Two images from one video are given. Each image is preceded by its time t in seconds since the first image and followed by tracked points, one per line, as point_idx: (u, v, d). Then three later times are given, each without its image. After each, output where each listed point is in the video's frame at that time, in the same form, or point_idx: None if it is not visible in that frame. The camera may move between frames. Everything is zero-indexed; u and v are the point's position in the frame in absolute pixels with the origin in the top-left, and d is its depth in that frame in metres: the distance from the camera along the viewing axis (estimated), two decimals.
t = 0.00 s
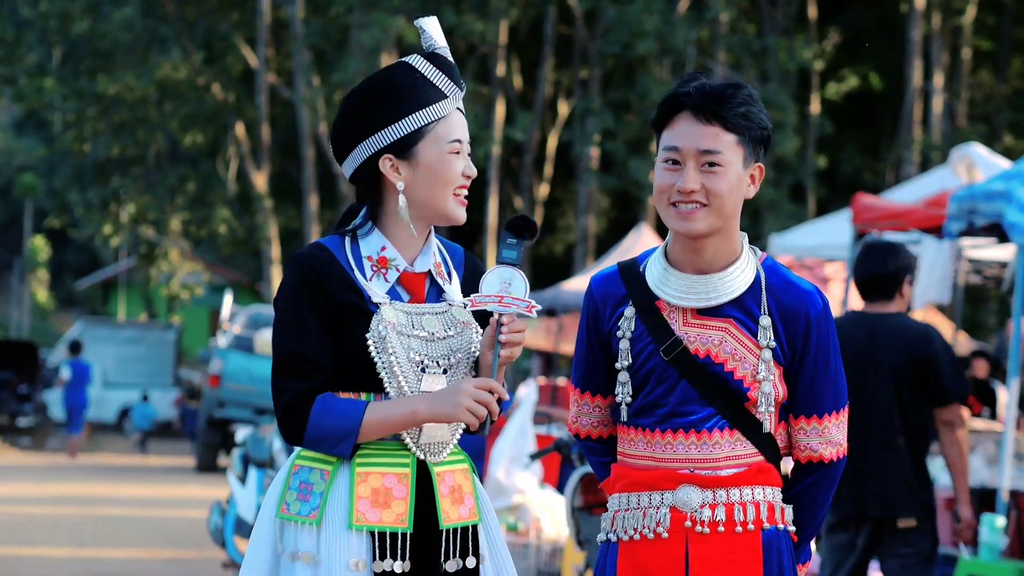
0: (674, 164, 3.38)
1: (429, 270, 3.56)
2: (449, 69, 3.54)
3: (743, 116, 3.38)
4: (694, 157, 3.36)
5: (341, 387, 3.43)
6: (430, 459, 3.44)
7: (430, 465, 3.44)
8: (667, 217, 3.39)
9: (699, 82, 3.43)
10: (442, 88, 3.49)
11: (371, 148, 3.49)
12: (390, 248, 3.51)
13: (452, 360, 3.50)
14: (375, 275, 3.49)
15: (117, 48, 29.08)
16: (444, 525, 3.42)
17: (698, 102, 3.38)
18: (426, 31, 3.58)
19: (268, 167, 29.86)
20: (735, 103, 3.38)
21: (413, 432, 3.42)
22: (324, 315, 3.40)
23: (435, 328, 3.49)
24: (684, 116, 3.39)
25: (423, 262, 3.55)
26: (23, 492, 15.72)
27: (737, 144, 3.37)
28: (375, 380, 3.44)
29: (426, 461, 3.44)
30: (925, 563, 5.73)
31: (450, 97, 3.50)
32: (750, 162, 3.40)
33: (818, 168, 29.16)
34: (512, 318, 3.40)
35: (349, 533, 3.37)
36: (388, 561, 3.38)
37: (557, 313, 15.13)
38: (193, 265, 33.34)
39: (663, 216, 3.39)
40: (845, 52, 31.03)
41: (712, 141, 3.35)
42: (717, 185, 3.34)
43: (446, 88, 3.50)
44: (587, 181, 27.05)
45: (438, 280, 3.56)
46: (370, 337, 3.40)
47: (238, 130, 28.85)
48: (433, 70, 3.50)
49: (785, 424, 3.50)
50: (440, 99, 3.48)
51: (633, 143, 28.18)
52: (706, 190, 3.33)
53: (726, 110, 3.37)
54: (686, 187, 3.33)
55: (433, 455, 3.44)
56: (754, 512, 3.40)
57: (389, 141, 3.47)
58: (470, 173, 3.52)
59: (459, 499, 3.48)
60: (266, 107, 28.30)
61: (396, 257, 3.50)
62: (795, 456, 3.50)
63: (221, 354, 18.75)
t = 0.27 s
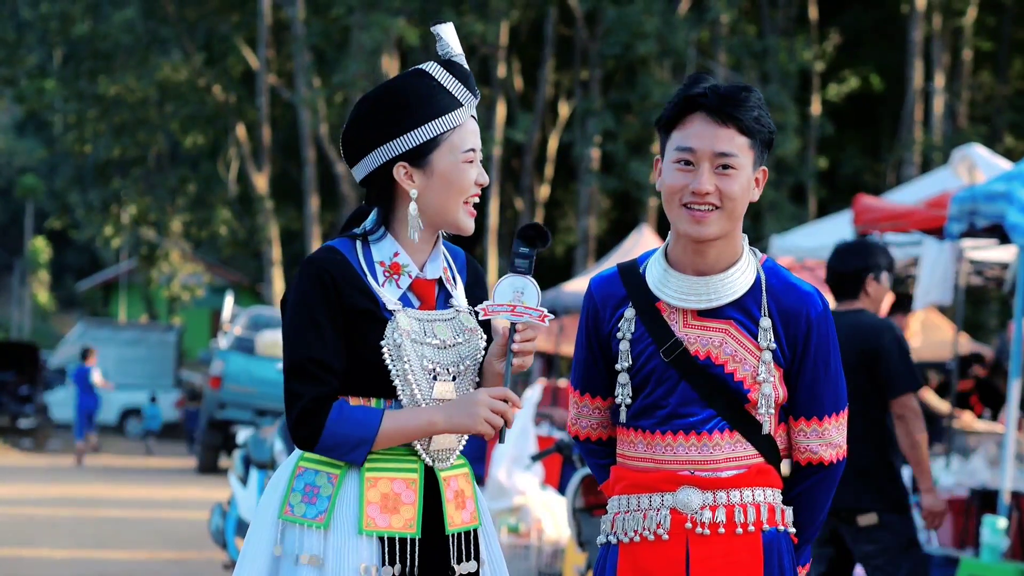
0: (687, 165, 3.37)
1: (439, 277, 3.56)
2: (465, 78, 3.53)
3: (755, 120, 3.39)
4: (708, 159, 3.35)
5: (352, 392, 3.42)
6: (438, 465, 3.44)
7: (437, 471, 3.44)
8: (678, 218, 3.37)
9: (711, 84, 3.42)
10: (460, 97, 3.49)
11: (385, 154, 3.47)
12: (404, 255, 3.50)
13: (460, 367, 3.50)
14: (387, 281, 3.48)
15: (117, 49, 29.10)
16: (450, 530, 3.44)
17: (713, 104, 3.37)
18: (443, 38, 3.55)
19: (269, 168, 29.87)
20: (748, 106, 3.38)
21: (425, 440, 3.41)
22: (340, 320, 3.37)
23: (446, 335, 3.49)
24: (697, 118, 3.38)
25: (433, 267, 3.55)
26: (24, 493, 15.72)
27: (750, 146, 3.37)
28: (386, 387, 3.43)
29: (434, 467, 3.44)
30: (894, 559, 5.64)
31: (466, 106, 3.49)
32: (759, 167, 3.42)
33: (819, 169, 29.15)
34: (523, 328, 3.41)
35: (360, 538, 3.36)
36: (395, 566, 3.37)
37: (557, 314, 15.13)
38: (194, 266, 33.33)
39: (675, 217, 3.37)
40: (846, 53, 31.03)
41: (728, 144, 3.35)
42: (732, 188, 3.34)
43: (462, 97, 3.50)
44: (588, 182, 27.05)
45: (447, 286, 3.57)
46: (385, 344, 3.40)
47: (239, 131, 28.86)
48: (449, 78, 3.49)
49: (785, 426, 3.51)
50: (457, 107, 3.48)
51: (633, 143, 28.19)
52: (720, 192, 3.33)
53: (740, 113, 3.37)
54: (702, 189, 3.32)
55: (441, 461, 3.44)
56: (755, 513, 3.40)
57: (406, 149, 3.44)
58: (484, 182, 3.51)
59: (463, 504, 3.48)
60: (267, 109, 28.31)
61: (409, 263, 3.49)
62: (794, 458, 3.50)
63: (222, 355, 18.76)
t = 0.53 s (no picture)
0: (712, 171, 3.35)
1: (440, 275, 3.56)
2: (462, 75, 3.54)
3: (770, 127, 3.41)
4: (734, 167, 3.35)
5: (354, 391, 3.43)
6: (440, 463, 3.44)
7: (439, 470, 3.44)
8: (700, 224, 3.36)
9: (730, 89, 3.42)
10: (457, 94, 3.50)
11: (384, 151, 3.49)
12: (404, 253, 3.51)
13: (463, 364, 3.50)
14: (387, 280, 3.48)
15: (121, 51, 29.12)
16: (452, 529, 3.43)
17: (738, 110, 3.36)
18: (441, 37, 3.58)
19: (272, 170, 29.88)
20: (765, 114, 3.40)
21: (426, 437, 3.42)
22: (341, 318, 3.38)
23: (447, 334, 3.49)
24: (722, 123, 3.37)
25: (435, 267, 3.55)
26: (27, 495, 15.71)
27: (765, 153, 3.40)
28: (387, 385, 3.44)
29: (436, 466, 3.44)
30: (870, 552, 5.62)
31: (464, 102, 3.50)
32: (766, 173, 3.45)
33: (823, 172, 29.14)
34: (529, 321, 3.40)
35: (361, 536, 3.36)
36: (396, 564, 3.37)
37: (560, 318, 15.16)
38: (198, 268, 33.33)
39: (698, 223, 3.35)
40: (850, 56, 31.02)
41: (751, 153, 3.36)
42: (754, 197, 3.36)
43: (459, 94, 3.50)
44: (591, 185, 27.05)
45: (449, 285, 3.57)
46: (384, 342, 3.40)
47: (242, 134, 28.88)
48: (448, 75, 3.51)
49: (787, 428, 3.50)
50: (454, 103, 3.48)
51: (637, 146, 28.21)
52: (743, 202, 3.35)
53: (760, 121, 3.38)
54: (730, 198, 3.32)
55: (443, 460, 3.44)
56: (757, 516, 3.40)
57: (403, 144, 3.46)
58: (484, 177, 3.52)
59: (467, 504, 3.47)
60: (270, 111, 28.32)
61: (409, 262, 3.50)
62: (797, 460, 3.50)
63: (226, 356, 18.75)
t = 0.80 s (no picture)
0: (735, 174, 3.33)
1: (435, 270, 3.56)
2: (448, 67, 3.55)
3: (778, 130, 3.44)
4: (755, 170, 3.34)
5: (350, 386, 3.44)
6: (437, 458, 3.44)
7: (437, 464, 3.44)
8: (723, 226, 3.33)
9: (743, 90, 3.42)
10: (439, 84, 3.50)
11: (368, 145, 3.52)
12: (396, 249, 3.51)
13: (458, 359, 3.50)
14: (380, 275, 3.49)
15: (124, 51, 29.11)
16: (451, 524, 3.42)
17: (756, 112, 3.37)
18: (426, 33, 3.60)
19: (275, 169, 29.90)
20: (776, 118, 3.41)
21: (420, 431, 3.41)
22: (332, 314, 3.40)
23: (441, 327, 3.49)
24: (741, 124, 3.36)
25: (429, 261, 3.56)
26: (29, 494, 15.70)
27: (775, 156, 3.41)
28: (380, 380, 3.44)
29: (433, 461, 3.44)
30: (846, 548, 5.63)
31: (448, 92, 3.50)
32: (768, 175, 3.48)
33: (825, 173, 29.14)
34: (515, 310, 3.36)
35: (356, 531, 3.36)
36: (392, 559, 3.37)
37: (562, 317, 15.13)
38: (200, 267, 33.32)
39: (722, 224, 3.33)
40: (852, 56, 31.01)
41: (769, 157, 3.37)
42: (772, 200, 3.37)
43: (443, 84, 3.50)
44: (593, 185, 27.05)
45: (444, 280, 3.56)
46: (375, 336, 3.41)
47: (245, 133, 28.90)
48: (431, 67, 3.51)
49: (789, 427, 3.51)
50: (437, 93, 3.49)
51: (639, 146, 28.22)
52: (764, 205, 3.34)
53: (771, 125, 3.40)
54: (755, 201, 3.31)
55: (440, 454, 3.44)
56: (761, 514, 3.41)
57: (385, 137, 3.48)
58: (472, 166, 3.52)
59: (468, 500, 3.47)
60: (273, 111, 28.33)
61: (402, 257, 3.50)
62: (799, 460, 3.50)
63: (227, 356, 18.75)
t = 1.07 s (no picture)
0: (747, 184, 3.31)
1: (438, 273, 3.55)
2: (443, 67, 3.56)
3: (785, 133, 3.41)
4: (766, 178, 3.31)
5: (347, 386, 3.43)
6: (432, 462, 3.42)
7: (431, 469, 3.43)
8: (734, 235, 3.31)
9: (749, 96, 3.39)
10: (435, 82, 3.52)
11: (369, 144, 3.53)
12: (400, 250, 3.49)
13: (456, 364, 3.49)
14: (383, 276, 3.47)
15: (124, 50, 29.12)
16: (444, 528, 3.41)
17: (763, 117, 3.34)
18: (420, 33, 3.62)
19: (274, 168, 29.92)
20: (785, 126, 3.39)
21: (413, 433, 3.40)
22: (333, 313, 3.40)
23: (440, 332, 3.47)
24: (749, 132, 3.33)
25: (432, 265, 3.54)
26: (28, 494, 15.69)
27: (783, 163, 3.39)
28: (377, 382, 3.43)
29: (428, 465, 3.43)
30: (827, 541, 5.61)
31: (444, 91, 3.52)
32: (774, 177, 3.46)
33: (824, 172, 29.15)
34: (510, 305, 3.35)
35: (348, 533, 3.35)
36: (384, 563, 3.36)
37: (562, 317, 15.11)
38: (199, 267, 33.33)
39: (732, 235, 3.31)
40: (851, 57, 31.02)
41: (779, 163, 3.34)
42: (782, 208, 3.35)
43: (439, 83, 3.52)
44: (593, 184, 27.05)
45: (447, 284, 3.55)
46: (374, 337, 3.40)
47: (245, 133, 28.90)
48: (428, 67, 3.53)
49: (789, 428, 3.51)
50: (433, 92, 3.50)
51: (639, 145, 28.23)
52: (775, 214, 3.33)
53: (781, 133, 3.38)
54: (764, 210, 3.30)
55: (434, 459, 3.42)
56: (761, 515, 3.42)
57: (381, 135, 3.50)
58: (471, 163, 3.52)
59: (461, 503, 3.46)
60: (272, 110, 28.32)
61: (405, 259, 3.48)
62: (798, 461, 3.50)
63: (226, 355, 18.74)
